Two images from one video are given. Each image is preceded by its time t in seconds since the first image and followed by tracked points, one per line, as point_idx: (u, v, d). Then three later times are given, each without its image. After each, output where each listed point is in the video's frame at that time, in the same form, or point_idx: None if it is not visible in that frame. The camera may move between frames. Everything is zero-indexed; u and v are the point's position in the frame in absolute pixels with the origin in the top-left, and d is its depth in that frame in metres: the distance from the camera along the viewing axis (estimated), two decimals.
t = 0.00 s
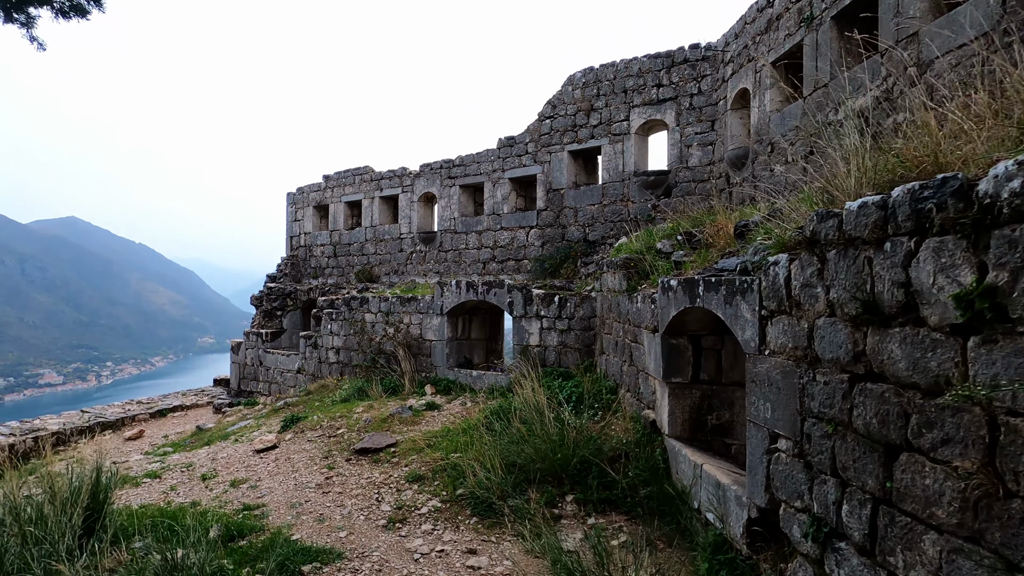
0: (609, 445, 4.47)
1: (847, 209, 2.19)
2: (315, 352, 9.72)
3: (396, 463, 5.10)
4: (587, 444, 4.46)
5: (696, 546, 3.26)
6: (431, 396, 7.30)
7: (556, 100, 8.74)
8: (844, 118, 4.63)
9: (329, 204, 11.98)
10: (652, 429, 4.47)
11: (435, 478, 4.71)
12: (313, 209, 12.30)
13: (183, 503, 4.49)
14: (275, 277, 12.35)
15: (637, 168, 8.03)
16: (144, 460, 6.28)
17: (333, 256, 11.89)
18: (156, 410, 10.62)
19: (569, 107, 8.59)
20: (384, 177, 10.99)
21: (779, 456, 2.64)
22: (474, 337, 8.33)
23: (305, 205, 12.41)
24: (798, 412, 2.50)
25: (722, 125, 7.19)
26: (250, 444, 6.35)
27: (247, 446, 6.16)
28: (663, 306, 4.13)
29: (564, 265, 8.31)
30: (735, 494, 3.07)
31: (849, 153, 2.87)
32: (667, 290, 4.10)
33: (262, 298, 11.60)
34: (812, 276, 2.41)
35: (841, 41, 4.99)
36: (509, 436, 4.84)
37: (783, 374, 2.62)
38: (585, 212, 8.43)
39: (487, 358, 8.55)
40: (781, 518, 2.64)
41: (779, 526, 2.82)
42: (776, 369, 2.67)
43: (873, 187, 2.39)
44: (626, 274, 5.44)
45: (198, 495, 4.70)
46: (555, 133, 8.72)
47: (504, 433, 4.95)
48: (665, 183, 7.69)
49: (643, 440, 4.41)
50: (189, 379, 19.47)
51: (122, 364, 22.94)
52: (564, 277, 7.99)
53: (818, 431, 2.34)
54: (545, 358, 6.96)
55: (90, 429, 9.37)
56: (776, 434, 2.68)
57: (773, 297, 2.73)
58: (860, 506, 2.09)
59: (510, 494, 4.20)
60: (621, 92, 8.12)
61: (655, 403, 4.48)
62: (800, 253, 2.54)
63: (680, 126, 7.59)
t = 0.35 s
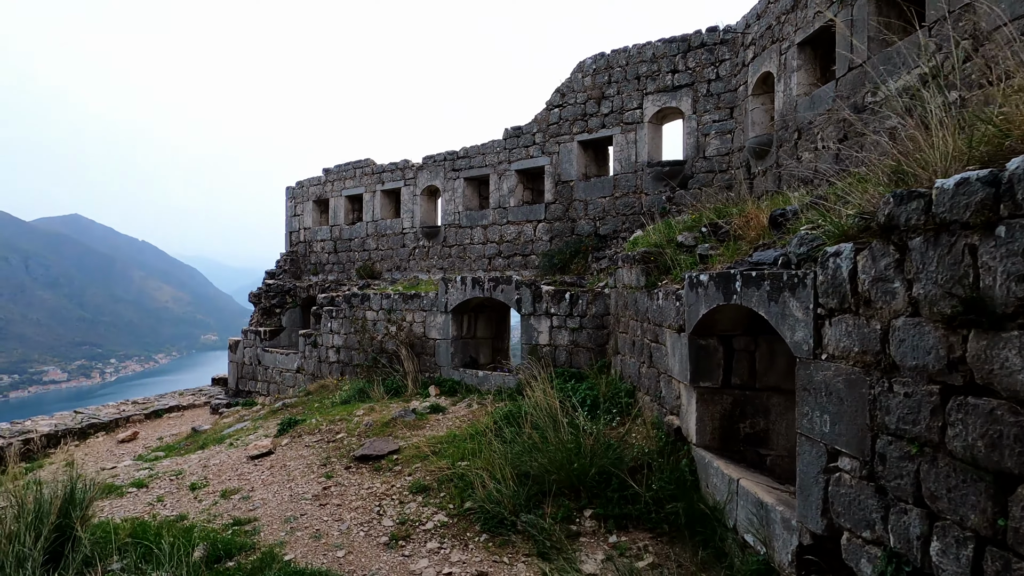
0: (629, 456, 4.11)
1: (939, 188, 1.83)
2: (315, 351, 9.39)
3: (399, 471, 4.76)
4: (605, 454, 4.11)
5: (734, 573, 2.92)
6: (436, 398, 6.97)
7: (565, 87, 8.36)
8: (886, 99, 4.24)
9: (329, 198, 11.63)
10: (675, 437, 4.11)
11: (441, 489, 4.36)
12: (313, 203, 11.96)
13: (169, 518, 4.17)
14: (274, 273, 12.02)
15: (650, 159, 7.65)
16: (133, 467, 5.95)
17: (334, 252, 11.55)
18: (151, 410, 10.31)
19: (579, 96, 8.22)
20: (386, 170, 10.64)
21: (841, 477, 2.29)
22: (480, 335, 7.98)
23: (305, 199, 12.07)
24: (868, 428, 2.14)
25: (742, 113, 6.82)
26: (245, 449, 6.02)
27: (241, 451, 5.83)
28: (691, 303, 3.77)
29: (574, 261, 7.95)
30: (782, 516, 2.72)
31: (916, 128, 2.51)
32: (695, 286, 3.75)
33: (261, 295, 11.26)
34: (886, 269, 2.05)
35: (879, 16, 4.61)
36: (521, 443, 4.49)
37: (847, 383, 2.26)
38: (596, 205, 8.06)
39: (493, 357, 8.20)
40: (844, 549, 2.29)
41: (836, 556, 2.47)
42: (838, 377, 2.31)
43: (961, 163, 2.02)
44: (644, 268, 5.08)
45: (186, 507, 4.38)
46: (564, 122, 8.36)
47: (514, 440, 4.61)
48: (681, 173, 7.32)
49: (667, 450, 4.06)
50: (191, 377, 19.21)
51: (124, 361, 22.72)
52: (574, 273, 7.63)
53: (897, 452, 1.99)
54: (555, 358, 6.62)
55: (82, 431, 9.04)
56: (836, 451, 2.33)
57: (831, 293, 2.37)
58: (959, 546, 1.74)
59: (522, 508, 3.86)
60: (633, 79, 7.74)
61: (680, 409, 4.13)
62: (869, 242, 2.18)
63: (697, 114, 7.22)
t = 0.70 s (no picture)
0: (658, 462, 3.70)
1: None
2: (316, 348, 9.04)
3: (403, 479, 4.39)
4: (628, 462, 3.73)
5: None
6: (441, 397, 6.61)
7: (578, 71, 7.95)
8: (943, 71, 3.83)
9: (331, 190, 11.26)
10: (706, 444, 3.72)
11: (449, 499, 4.00)
12: (315, 195, 11.59)
13: (151, 530, 3.82)
14: (274, 268, 11.68)
15: (668, 145, 7.24)
16: (121, 470, 5.61)
17: (336, 245, 11.19)
18: (148, 408, 10.00)
19: (592, 80, 7.81)
20: (389, 160, 10.26)
21: (933, 504, 1.91)
22: (487, 332, 7.60)
23: (306, 191, 11.71)
24: (973, 446, 1.75)
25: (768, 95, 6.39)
26: (239, 451, 5.68)
27: (235, 454, 5.48)
28: (727, 295, 3.38)
29: (587, 253, 7.55)
30: (847, 544, 2.34)
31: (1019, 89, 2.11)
32: (731, 277, 3.36)
33: (260, 289, 10.92)
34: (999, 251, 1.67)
35: None
36: (535, 449, 4.12)
37: (943, 392, 1.87)
38: (610, 194, 7.66)
39: (501, 354, 7.82)
40: None
41: None
42: (930, 384, 1.91)
43: None
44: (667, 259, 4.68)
45: (172, 518, 4.03)
46: (576, 108, 7.95)
47: (528, 446, 4.23)
48: (701, 161, 6.91)
49: (698, 458, 3.67)
50: (198, 372, 18.96)
51: (130, 356, 22.52)
52: (587, 266, 7.24)
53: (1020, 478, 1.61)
54: (568, 356, 6.24)
55: (76, 430, 8.73)
56: (924, 471, 1.95)
57: (918, 282, 1.98)
58: None
59: (539, 523, 3.50)
60: (650, 61, 7.32)
61: (711, 413, 3.74)
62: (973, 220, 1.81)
63: (719, 97, 6.80)
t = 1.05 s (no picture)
0: (704, 483, 3.30)
1: None
2: (332, 347, 8.78)
3: (421, 493, 4.06)
4: (671, 481, 3.34)
5: None
6: (461, 401, 6.28)
7: (603, 56, 7.52)
8: None
9: (347, 184, 10.99)
10: (759, 462, 3.32)
11: (471, 518, 3.65)
12: (330, 190, 11.33)
13: (151, 549, 3.55)
14: (290, 264, 11.46)
15: (701, 133, 6.78)
16: (129, 476, 5.38)
17: (351, 241, 10.93)
18: (164, 407, 9.86)
19: (619, 65, 7.37)
20: (406, 153, 9.94)
21: None
22: (509, 331, 7.25)
23: (322, 186, 11.45)
24: None
25: (813, 76, 5.90)
26: (250, 457, 5.41)
27: (246, 460, 5.21)
28: (786, 295, 2.97)
29: (615, 248, 7.14)
30: None
31: None
32: (790, 274, 2.94)
33: (276, 287, 10.71)
34: None
35: None
36: (566, 464, 3.75)
37: None
38: (638, 186, 7.24)
39: (523, 355, 7.46)
40: None
41: None
42: None
43: None
44: (709, 255, 4.27)
45: (173, 535, 3.76)
46: (601, 95, 7.53)
47: (557, 459, 3.87)
48: (738, 148, 6.45)
49: (750, 479, 3.26)
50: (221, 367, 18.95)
51: (154, 351, 22.66)
52: (615, 262, 6.83)
53: None
54: (596, 357, 5.85)
55: (91, 429, 8.60)
56: None
57: None
58: None
59: (573, 550, 3.14)
60: (682, 43, 6.86)
61: (765, 428, 3.34)
62: None
63: (758, 79, 6.32)
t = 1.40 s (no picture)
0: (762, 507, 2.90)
1: None
2: (346, 346, 8.51)
3: (440, 508, 3.72)
4: (723, 504, 2.94)
5: None
6: (481, 405, 5.94)
7: (631, 40, 7.11)
8: None
9: (363, 179, 10.71)
10: (825, 483, 2.91)
11: (495, 539, 3.30)
12: (346, 185, 11.07)
13: (147, 569, 3.26)
14: (305, 262, 11.23)
15: (737, 120, 6.34)
16: (135, 482, 5.13)
17: (367, 237, 10.65)
18: (177, 407, 9.69)
19: (647, 49, 6.96)
20: (423, 146, 9.62)
21: None
22: (531, 331, 6.88)
23: (337, 181, 11.20)
24: None
25: (864, 55, 5.43)
26: (259, 463, 5.13)
27: (255, 466, 4.93)
28: (863, 290, 2.55)
29: (644, 244, 6.73)
30: None
31: None
32: (869, 266, 2.51)
33: (290, 284, 10.49)
34: None
35: None
36: (600, 480, 3.38)
37: None
38: (668, 177, 6.82)
39: (546, 356, 7.09)
40: None
41: None
42: None
43: None
44: (758, 248, 3.85)
45: (173, 552, 3.47)
46: (629, 81, 7.12)
47: (589, 475, 3.50)
48: (779, 136, 6.00)
49: (815, 502, 2.86)
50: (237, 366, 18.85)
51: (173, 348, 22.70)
52: (644, 258, 6.42)
53: None
54: (625, 360, 5.46)
55: (103, 430, 8.44)
56: None
57: None
58: None
59: None
60: (716, 24, 6.42)
61: (831, 444, 2.94)
62: None
63: (800, 61, 5.86)
